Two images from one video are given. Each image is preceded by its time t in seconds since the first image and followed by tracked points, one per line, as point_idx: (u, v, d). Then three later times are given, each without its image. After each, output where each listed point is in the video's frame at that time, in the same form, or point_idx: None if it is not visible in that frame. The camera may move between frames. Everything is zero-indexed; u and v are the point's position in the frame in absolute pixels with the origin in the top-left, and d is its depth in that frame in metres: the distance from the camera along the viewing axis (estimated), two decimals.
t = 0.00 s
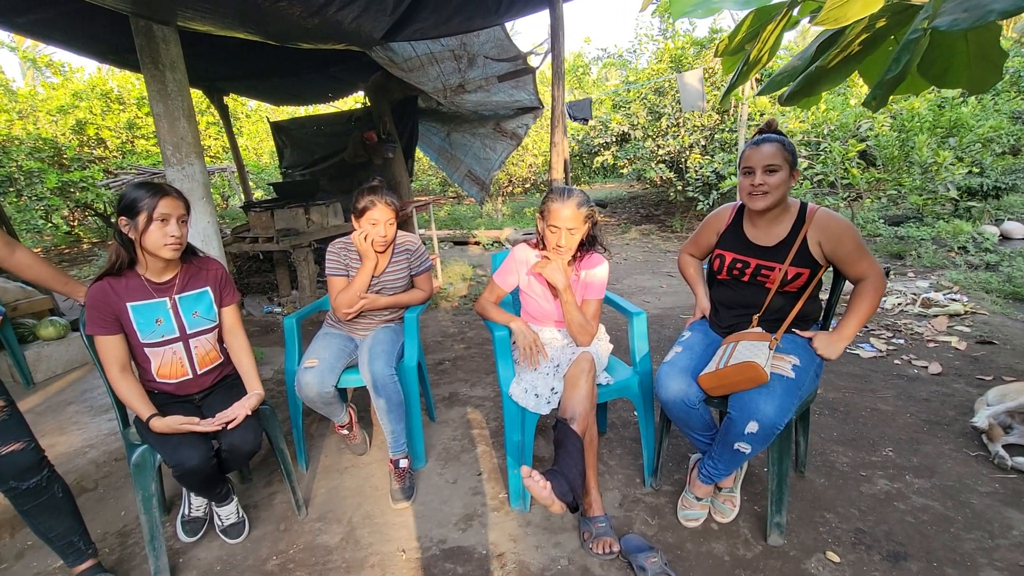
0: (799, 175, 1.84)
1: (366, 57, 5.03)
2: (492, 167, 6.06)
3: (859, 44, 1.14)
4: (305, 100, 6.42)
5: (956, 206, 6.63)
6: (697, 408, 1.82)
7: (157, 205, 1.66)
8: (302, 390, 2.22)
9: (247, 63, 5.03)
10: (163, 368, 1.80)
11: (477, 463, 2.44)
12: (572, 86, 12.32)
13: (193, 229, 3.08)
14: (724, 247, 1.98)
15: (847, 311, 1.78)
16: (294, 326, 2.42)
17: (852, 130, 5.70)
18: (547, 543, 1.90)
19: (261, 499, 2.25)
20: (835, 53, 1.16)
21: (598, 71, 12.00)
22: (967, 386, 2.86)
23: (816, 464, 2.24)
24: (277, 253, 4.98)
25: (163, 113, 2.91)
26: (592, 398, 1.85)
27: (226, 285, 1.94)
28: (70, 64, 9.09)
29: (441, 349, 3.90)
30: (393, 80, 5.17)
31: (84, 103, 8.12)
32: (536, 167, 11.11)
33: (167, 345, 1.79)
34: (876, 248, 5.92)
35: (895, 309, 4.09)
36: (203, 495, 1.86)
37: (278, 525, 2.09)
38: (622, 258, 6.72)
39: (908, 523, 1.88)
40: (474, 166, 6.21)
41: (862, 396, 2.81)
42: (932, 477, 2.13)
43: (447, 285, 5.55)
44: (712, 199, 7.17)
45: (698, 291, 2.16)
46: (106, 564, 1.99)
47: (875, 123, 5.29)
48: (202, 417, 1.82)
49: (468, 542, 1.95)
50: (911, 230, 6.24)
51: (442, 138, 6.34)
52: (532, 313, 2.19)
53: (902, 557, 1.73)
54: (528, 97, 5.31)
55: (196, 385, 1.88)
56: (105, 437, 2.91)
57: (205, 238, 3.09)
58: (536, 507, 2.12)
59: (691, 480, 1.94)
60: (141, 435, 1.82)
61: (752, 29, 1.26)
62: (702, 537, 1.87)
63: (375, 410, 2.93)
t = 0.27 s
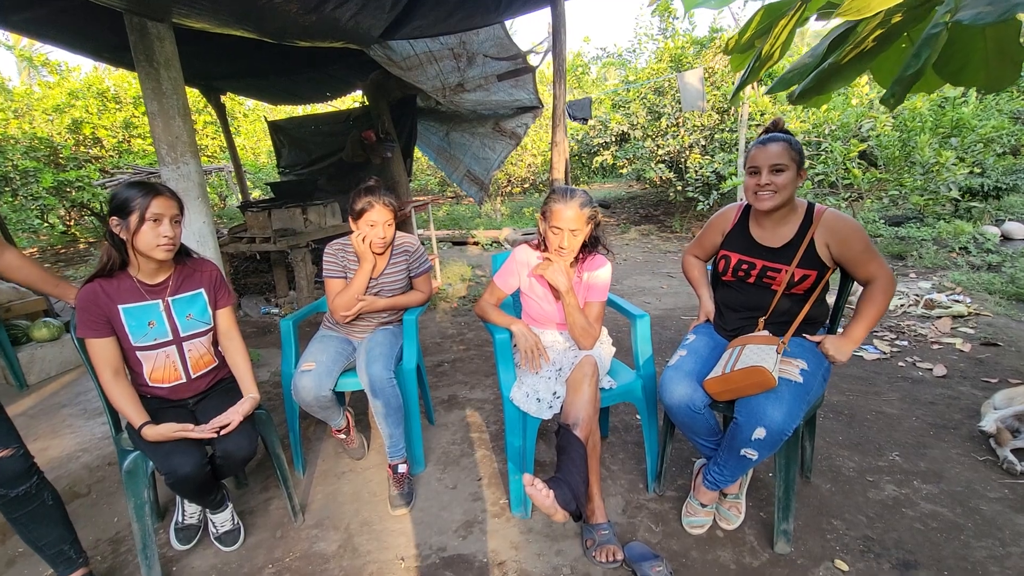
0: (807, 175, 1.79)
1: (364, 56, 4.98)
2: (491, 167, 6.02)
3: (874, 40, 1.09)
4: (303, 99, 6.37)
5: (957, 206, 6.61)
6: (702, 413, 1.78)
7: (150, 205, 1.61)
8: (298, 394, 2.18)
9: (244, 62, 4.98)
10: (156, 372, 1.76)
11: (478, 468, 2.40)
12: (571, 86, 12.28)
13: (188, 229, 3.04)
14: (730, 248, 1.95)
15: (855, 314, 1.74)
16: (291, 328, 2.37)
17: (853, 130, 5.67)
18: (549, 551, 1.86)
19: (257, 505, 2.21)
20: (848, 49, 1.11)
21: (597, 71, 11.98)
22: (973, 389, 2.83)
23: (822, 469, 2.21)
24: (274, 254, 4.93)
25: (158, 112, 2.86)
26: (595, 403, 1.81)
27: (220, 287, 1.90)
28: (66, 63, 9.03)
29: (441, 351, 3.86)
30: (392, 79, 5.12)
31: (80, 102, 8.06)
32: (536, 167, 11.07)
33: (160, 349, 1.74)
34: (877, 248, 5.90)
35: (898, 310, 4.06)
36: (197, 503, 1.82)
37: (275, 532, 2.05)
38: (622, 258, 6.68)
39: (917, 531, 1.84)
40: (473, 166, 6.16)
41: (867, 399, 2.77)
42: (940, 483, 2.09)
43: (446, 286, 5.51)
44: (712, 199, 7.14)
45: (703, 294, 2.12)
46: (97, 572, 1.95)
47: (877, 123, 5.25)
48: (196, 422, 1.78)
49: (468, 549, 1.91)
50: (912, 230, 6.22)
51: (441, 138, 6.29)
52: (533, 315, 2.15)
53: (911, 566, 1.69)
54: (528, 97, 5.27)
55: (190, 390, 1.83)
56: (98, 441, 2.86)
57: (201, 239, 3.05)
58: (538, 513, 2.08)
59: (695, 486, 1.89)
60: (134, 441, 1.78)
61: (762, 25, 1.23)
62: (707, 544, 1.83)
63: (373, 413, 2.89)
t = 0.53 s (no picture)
0: (815, 175, 1.76)
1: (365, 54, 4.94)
2: (493, 166, 5.98)
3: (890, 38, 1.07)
4: (303, 98, 6.33)
5: (960, 206, 6.57)
6: (710, 418, 1.75)
7: (146, 205, 1.58)
8: (297, 397, 2.14)
9: (244, 60, 4.95)
10: (152, 375, 1.72)
11: (480, 472, 2.37)
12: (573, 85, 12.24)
13: (187, 229, 3.00)
14: (738, 250, 1.92)
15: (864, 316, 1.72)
16: (291, 330, 2.34)
17: (857, 130, 5.62)
18: (553, 558, 1.83)
19: (256, 510, 2.18)
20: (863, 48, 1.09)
21: (598, 71, 11.94)
22: (981, 392, 2.80)
23: (830, 473, 2.17)
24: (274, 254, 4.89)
25: (156, 110, 2.83)
26: (601, 407, 1.77)
27: (219, 289, 1.86)
28: (65, 62, 8.99)
29: (441, 352, 3.82)
30: (393, 78, 5.08)
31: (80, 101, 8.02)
32: (536, 166, 11.04)
33: (157, 351, 1.71)
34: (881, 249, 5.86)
35: (903, 311, 4.02)
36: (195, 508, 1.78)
37: (274, 538, 2.02)
38: (624, 259, 6.65)
39: (928, 537, 1.81)
40: (474, 165, 6.12)
41: (874, 402, 2.74)
42: (951, 488, 2.06)
43: (446, 286, 5.47)
44: (714, 199, 7.10)
45: (710, 295, 2.09)
46: None
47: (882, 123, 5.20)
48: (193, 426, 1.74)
49: (470, 556, 1.87)
50: (916, 231, 6.18)
51: (442, 137, 6.24)
52: (536, 318, 2.12)
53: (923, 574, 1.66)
54: (530, 96, 5.23)
55: (188, 394, 1.79)
56: (95, 444, 2.83)
57: (199, 238, 3.01)
58: (542, 519, 2.04)
59: (702, 491, 1.86)
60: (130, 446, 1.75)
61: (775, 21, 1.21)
62: (714, 551, 1.80)
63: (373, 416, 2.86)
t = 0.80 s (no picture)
0: (834, 176, 1.72)
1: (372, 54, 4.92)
2: (499, 167, 5.94)
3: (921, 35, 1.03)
4: (309, 99, 6.32)
5: (972, 209, 6.49)
6: (725, 426, 1.71)
7: (151, 206, 1.55)
8: (304, 401, 2.12)
9: (251, 60, 4.94)
10: (156, 379, 1.69)
11: (488, 477, 2.33)
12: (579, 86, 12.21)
13: (193, 229, 2.98)
14: (754, 254, 1.88)
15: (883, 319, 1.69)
16: (297, 332, 2.31)
17: (868, 131, 5.56)
18: (563, 568, 1.79)
19: (261, 514, 2.15)
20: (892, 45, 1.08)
21: (605, 72, 11.90)
22: (998, 400, 2.74)
23: (845, 483, 2.12)
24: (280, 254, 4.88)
25: (163, 110, 2.81)
26: (613, 414, 1.73)
27: (224, 291, 1.83)
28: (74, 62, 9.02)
29: (448, 355, 3.79)
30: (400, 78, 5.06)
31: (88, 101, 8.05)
32: (543, 167, 11.01)
33: (161, 355, 1.68)
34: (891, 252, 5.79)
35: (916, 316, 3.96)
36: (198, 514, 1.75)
37: (278, 544, 1.99)
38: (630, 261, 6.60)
39: (948, 550, 1.76)
40: (481, 166, 6.09)
41: (889, 409, 2.68)
42: (970, 499, 2.01)
43: (452, 287, 5.44)
44: (722, 201, 7.05)
45: (724, 301, 2.05)
46: None
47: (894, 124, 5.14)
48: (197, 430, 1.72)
49: (478, 565, 1.84)
50: (927, 233, 6.10)
51: (449, 138, 6.21)
52: (546, 322, 2.08)
53: None
54: (538, 96, 5.20)
55: (193, 398, 1.77)
56: (100, 445, 2.81)
57: (205, 239, 2.99)
58: (551, 527, 2.01)
59: (716, 501, 1.82)
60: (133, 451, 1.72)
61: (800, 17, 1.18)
62: (728, 563, 1.76)
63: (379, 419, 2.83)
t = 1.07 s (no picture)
0: (874, 182, 1.64)
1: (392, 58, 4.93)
2: (517, 171, 5.91)
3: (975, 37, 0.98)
4: (328, 102, 6.35)
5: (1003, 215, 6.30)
6: (756, 442, 1.64)
7: (173, 210, 1.54)
8: (322, 407, 2.09)
9: (271, 63, 4.97)
10: (175, 385, 1.67)
11: (506, 488, 2.29)
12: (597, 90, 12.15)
13: (213, 232, 2.99)
14: (787, 263, 1.82)
15: (920, 336, 1.62)
16: (315, 337, 2.29)
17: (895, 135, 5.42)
18: None
19: (277, 521, 2.13)
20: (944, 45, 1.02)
21: (623, 75, 11.83)
22: None
23: (879, 501, 2.04)
24: (298, 257, 4.89)
25: (185, 113, 2.82)
26: (638, 428, 1.68)
27: (243, 296, 1.80)
28: (99, 66, 9.15)
29: (464, 360, 3.76)
30: (418, 82, 5.05)
31: (113, 104, 8.19)
32: (559, 171, 10.96)
33: (179, 360, 1.66)
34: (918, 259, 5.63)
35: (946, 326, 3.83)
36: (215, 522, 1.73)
37: (295, 552, 1.96)
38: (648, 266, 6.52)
39: None
40: (498, 170, 6.05)
41: (922, 424, 2.58)
42: (1013, 521, 1.91)
43: (468, 291, 5.40)
44: (743, 206, 6.93)
45: (754, 310, 1.97)
46: None
47: (923, 128, 5.00)
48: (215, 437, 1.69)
49: None
50: (956, 240, 5.93)
51: (466, 141, 6.17)
52: (569, 330, 2.03)
53: None
54: (557, 99, 5.16)
55: (210, 404, 1.75)
56: (118, 447, 2.82)
57: (225, 242, 2.99)
58: (572, 542, 1.95)
59: (745, 518, 1.75)
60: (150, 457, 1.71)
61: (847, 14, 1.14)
62: None
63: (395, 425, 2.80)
